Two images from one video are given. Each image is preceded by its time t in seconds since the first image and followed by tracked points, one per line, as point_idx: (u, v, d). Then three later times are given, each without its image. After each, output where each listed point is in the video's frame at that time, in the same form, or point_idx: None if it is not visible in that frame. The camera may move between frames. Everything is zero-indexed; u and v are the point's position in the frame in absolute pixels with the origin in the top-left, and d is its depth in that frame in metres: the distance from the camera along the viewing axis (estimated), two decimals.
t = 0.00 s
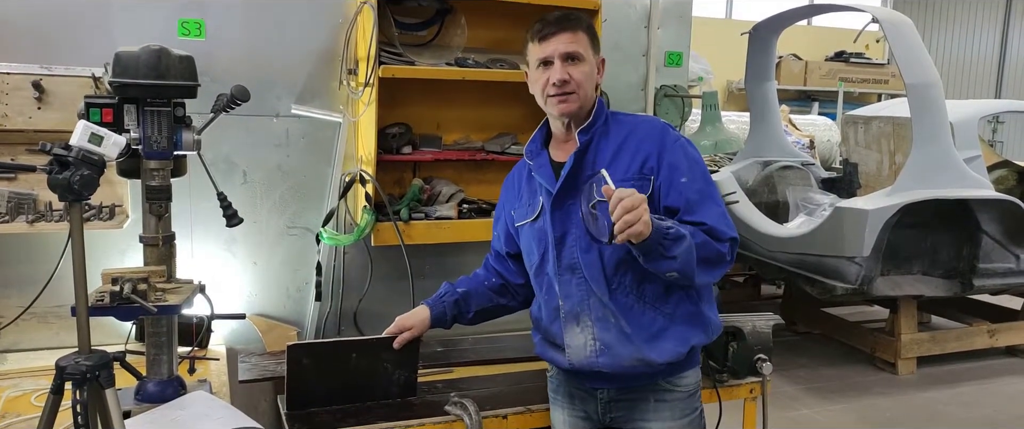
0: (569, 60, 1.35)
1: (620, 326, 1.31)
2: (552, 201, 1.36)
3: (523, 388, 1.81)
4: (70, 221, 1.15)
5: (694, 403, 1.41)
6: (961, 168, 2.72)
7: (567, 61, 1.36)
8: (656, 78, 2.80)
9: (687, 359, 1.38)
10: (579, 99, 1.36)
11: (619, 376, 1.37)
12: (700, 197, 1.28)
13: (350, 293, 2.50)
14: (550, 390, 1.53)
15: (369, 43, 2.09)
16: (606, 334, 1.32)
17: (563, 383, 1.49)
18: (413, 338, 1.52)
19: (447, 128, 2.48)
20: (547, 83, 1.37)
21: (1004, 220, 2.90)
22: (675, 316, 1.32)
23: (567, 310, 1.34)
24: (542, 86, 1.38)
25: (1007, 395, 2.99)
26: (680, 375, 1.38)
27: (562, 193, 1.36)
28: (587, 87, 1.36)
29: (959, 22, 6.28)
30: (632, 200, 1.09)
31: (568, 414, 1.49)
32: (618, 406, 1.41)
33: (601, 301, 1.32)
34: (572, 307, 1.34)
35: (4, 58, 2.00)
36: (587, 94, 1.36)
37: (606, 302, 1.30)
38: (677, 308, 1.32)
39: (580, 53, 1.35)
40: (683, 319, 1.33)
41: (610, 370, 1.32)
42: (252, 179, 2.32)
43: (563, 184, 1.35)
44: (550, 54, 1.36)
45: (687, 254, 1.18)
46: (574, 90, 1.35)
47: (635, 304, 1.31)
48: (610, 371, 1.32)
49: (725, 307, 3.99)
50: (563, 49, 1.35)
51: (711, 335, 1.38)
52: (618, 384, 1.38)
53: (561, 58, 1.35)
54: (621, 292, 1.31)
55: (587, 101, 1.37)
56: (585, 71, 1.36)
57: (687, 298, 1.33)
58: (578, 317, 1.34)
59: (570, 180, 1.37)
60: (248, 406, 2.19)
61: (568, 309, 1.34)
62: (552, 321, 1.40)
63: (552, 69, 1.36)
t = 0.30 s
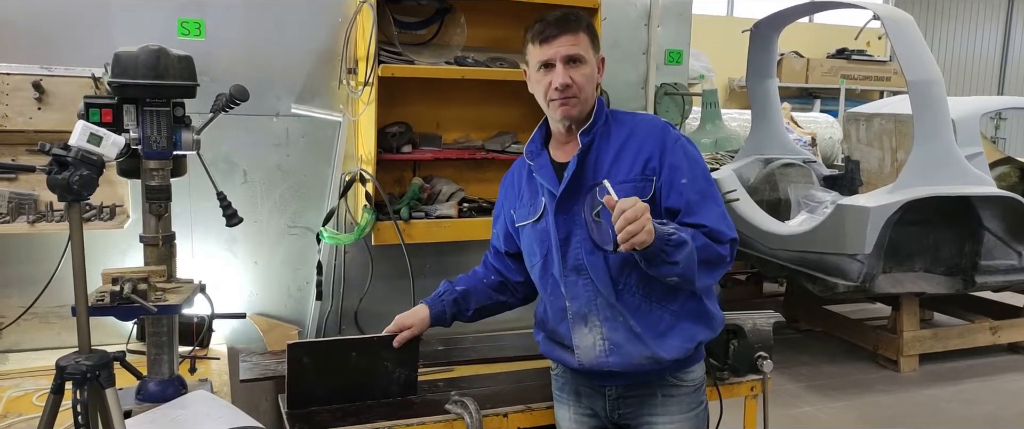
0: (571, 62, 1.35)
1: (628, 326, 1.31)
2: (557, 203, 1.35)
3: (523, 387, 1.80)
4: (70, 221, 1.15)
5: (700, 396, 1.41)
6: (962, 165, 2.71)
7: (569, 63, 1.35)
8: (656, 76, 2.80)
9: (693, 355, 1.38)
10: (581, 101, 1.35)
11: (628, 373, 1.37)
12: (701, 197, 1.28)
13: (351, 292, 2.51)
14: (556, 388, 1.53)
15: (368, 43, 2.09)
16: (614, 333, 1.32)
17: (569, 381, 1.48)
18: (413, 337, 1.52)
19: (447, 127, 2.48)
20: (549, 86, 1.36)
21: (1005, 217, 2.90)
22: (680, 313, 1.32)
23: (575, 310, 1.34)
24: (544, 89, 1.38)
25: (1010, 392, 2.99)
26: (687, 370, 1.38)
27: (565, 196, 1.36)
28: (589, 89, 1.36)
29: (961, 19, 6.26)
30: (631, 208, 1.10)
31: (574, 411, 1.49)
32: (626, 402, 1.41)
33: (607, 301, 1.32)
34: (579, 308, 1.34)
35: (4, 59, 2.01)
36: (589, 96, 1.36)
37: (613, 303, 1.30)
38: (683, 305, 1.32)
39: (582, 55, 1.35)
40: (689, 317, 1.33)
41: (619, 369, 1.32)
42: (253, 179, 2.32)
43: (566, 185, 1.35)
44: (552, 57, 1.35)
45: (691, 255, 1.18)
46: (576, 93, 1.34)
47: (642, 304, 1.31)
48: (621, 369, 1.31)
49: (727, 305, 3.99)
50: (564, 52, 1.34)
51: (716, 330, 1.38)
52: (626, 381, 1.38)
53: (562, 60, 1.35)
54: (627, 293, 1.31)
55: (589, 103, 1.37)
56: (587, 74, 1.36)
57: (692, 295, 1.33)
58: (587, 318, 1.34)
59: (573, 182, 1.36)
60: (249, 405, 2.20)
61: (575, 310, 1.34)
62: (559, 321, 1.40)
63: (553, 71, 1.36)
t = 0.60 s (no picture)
0: (568, 66, 1.34)
1: (627, 325, 1.31)
2: (556, 203, 1.35)
3: (520, 385, 1.81)
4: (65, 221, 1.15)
5: (699, 393, 1.42)
6: (959, 162, 2.71)
7: (566, 68, 1.34)
8: (653, 74, 2.80)
9: (693, 352, 1.39)
10: (579, 105, 1.35)
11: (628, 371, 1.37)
12: (699, 198, 1.28)
13: (348, 291, 2.51)
14: (555, 386, 1.53)
15: (364, 42, 2.08)
16: (613, 332, 1.32)
17: (569, 379, 1.49)
18: (409, 335, 1.52)
19: (443, 126, 2.48)
20: (546, 90, 1.36)
21: (1003, 214, 2.90)
22: (679, 313, 1.32)
23: (575, 310, 1.34)
24: (541, 93, 1.37)
25: (1008, 389, 2.99)
26: (687, 367, 1.38)
27: (564, 196, 1.36)
28: (586, 93, 1.35)
29: (959, 17, 6.26)
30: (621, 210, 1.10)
31: (575, 409, 1.49)
32: (626, 399, 1.41)
33: (606, 301, 1.32)
34: (579, 307, 1.34)
35: None
36: (586, 100, 1.36)
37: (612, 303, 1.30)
38: (682, 304, 1.32)
39: (579, 60, 1.34)
40: (689, 316, 1.33)
41: (619, 368, 1.32)
42: (249, 178, 2.33)
43: (565, 185, 1.35)
44: (549, 61, 1.34)
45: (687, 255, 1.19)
46: (573, 97, 1.34)
47: (641, 303, 1.31)
48: (620, 368, 1.32)
49: (725, 303, 3.99)
50: (561, 56, 1.33)
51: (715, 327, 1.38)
52: (626, 379, 1.38)
53: (559, 65, 1.34)
54: (626, 292, 1.32)
55: (587, 107, 1.37)
56: (584, 77, 1.35)
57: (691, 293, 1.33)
58: (586, 317, 1.34)
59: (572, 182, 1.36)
60: (246, 404, 2.20)
61: (575, 309, 1.35)
62: (558, 320, 1.40)
63: (551, 76, 1.35)
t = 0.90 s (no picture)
0: (553, 72, 1.33)
1: (620, 324, 1.31)
2: (552, 201, 1.36)
3: (515, 386, 1.81)
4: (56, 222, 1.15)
5: (691, 395, 1.42)
6: (951, 161, 2.72)
7: (551, 73, 1.34)
8: (647, 75, 2.81)
9: (685, 353, 1.39)
10: (566, 109, 1.36)
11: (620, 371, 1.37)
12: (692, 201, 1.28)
13: (342, 292, 2.51)
14: (549, 386, 1.53)
15: (357, 43, 2.08)
16: (606, 331, 1.32)
17: (562, 379, 1.49)
18: (404, 337, 1.53)
19: (438, 128, 2.48)
20: (533, 95, 1.37)
21: (996, 214, 2.91)
22: (670, 316, 1.33)
23: (568, 308, 1.34)
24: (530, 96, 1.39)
25: (1001, 388, 3.00)
26: (679, 368, 1.39)
27: (560, 194, 1.36)
28: (573, 97, 1.35)
29: (952, 17, 6.29)
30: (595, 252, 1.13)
31: (568, 409, 1.49)
32: (617, 400, 1.41)
33: (600, 300, 1.32)
34: (572, 306, 1.34)
35: None
36: (574, 104, 1.36)
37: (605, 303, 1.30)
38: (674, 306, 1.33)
39: (562, 66, 1.33)
40: (681, 318, 1.34)
41: (610, 367, 1.32)
42: (243, 180, 2.32)
43: (562, 183, 1.35)
44: (534, 67, 1.34)
45: (669, 278, 1.19)
46: (559, 102, 1.35)
47: (634, 303, 1.31)
48: (612, 367, 1.32)
49: (720, 303, 4.00)
50: (545, 63, 1.33)
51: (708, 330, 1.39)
52: (619, 379, 1.38)
53: (544, 71, 1.33)
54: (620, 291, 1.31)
55: (575, 109, 1.36)
56: (570, 82, 1.34)
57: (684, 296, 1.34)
58: (579, 316, 1.34)
59: (569, 180, 1.36)
60: (241, 406, 2.20)
61: (568, 308, 1.34)
62: (551, 318, 1.40)
63: (536, 81, 1.35)
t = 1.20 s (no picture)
0: (531, 87, 1.35)
1: (608, 326, 1.31)
2: (550, 199, 1.37)
3: (513, 390, 1.81)
4: (55, 226, 1.17)
5: (683, 403, 1.42)
6: (947, 165, 2.73)
7: (530, 88, 1.35)
8: (643, 79, 2.82)
9: (678, 361, 1.39)
10: (549, 121, 1.37)
11: (609, 375, 1.37)
12: (675, 212, 1.27)
13: (340, 297, 2.51)
14: (544, 388, 1.53)
15: (355, 48, 2.09)
16: (594, 332, 1.32)
17: (556, 381, 1.49)
18: (401, 340, 1.52)
19: (435, 132, 2.49)
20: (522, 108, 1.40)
21: (993, 217, 2.93)
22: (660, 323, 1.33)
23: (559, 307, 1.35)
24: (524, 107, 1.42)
25: (999, 391, 3.01)
26: (669, 375, 1.39)
27: (557, 193, 1.37)
28: (554, 111, 1.35)
29: (948, 21, 6.32)
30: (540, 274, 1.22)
31: (560, 411, 1.49)
32: (608, 404, 1.41)
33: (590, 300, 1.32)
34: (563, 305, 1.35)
35: None
36: (556, 116, 1.36)
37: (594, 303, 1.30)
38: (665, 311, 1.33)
39: (536, 82, 1.33)
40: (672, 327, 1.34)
41: (597, 368, 1.33)
42: (241, 185, 2.32)
43: (559, 182, 1.37)
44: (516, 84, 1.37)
45: (622, 295, 1.22)
46: (542, 116, 1.37)
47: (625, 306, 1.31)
48: (598, 368, 1.32)
49: (718, 307, 4.01)
50: (522, 79, 1.35)
51: (699, 340, 1.37)
52: (609, 382, 1.39)
53: (524, 87, 1.35)
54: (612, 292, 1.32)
55: (562, 120, 1.37)
56: (549, 96, 1.34)
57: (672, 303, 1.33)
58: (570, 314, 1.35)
59: (568, 180, 1.37)
60: (239, 411, 2.19)
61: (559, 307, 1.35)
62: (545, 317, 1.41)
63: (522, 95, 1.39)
